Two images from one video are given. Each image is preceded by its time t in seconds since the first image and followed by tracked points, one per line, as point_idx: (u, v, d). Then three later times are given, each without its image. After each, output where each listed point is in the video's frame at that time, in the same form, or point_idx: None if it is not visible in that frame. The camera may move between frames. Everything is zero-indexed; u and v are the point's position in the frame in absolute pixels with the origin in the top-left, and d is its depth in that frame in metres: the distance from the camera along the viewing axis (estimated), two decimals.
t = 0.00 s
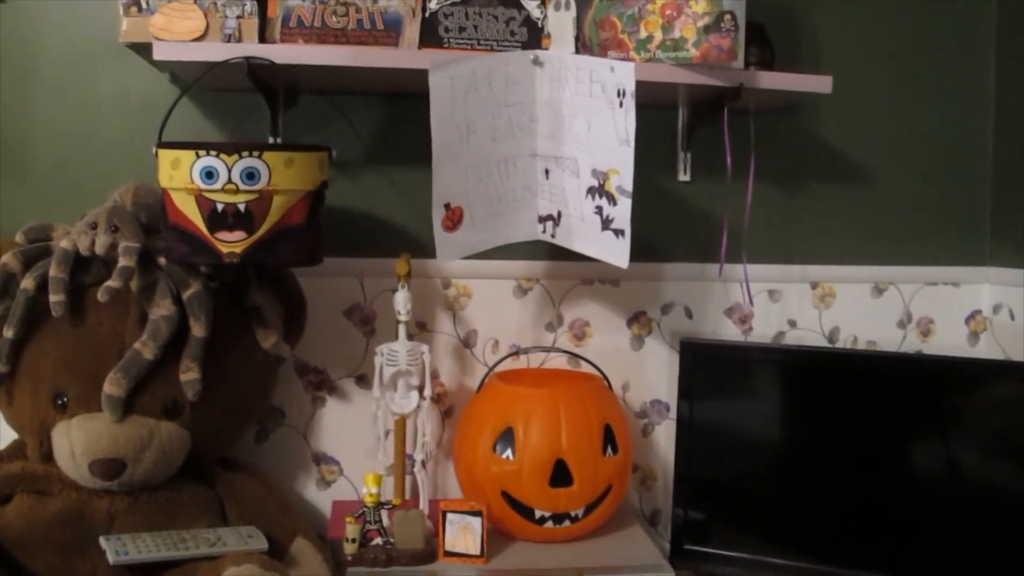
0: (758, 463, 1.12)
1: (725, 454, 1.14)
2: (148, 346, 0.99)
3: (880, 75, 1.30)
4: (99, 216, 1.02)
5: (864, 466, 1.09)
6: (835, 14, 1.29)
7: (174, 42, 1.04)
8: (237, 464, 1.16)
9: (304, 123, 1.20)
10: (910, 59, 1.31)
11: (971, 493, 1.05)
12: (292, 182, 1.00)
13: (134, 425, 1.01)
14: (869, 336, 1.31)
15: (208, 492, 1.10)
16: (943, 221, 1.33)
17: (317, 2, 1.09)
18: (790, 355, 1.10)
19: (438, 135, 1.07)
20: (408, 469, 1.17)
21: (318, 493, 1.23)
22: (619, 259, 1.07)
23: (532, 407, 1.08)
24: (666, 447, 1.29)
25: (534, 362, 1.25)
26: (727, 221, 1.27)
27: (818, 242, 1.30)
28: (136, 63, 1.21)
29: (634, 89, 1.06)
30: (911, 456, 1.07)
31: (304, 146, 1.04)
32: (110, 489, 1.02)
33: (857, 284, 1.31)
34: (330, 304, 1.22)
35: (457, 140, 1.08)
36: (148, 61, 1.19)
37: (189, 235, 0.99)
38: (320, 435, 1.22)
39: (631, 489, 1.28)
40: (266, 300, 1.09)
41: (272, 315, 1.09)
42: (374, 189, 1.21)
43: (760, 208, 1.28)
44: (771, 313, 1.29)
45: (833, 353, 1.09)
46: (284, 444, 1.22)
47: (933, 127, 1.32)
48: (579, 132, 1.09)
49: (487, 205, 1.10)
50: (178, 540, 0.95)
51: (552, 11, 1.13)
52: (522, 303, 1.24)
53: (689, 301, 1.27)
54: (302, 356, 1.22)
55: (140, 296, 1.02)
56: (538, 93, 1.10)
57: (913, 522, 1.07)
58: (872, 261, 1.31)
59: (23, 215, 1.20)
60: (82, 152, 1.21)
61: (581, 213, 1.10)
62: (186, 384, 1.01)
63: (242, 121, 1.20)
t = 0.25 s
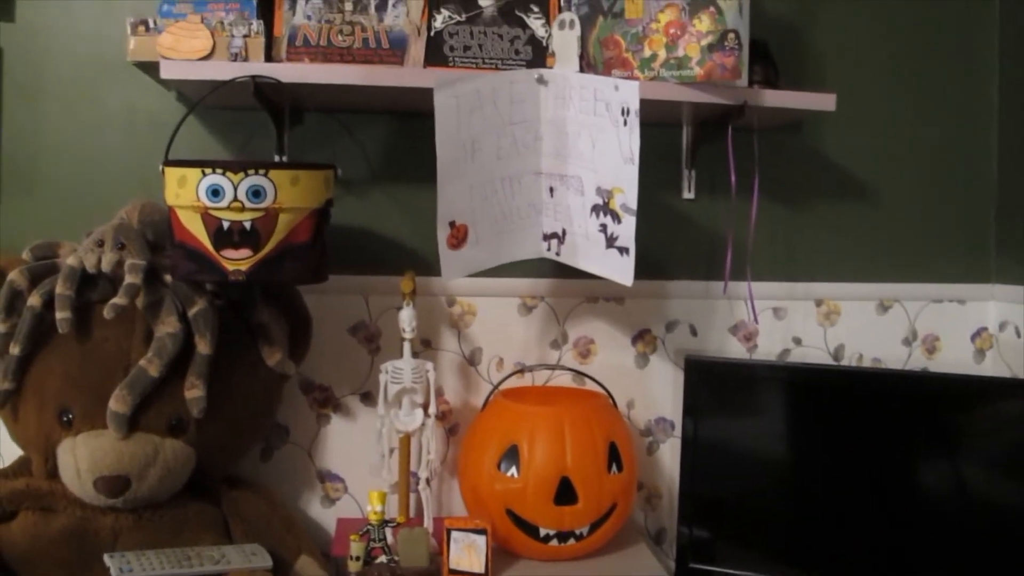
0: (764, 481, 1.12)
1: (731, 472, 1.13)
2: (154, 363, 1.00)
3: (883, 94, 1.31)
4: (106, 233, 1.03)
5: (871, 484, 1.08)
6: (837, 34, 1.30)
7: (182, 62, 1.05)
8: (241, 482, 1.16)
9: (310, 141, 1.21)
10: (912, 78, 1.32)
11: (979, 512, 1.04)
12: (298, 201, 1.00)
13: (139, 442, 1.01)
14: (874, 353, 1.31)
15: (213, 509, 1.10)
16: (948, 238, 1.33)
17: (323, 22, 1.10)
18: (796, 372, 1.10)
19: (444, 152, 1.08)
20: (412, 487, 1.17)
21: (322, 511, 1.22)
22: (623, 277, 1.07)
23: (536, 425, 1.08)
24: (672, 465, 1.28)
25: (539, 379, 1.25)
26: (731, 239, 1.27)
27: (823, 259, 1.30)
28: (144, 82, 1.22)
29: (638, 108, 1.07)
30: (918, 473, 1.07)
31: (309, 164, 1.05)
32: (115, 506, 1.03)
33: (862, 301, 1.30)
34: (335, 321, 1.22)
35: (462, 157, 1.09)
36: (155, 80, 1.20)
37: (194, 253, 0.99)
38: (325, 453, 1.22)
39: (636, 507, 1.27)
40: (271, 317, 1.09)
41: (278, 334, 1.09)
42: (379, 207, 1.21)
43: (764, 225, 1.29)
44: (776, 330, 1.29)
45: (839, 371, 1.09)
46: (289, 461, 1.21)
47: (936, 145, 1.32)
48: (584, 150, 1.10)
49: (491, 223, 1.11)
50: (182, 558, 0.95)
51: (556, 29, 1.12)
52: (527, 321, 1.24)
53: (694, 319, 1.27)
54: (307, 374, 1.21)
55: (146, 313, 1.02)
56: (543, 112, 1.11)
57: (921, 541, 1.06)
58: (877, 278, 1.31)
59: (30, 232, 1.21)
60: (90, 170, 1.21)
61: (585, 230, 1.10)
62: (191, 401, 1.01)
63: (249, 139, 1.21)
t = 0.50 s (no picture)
0: (770, 493, 1.12)
1: (736, 484, 1.14)
2: (160, 374, 1.00)
3: (888, 106, 1.31)
4: (113, 244, 1.03)
5: (879, 496, 1.08)
6: (843, 46, 1.30)
7: (189, 75, 1.05)
8: (247, 493, 1.16)
9: (316, 153, 1.21)
10: (917, 89, 1.32)
11: (991, 527, 1.03)
12: (305, 212, 1.01)
13: (146, 452, 1.01)
14: (881, 364, 1.30)
15: (218, 520, 1.10)
16: (955, 249, 1.33)
17: (329, 34, 1.10)
18: (802, 384, 1.10)
19: (450, 165, 1.08)
20: (418, 499, 1.17)
21: (328, 523, 1.22)
22: (630, 288, 1.08)
23: (542, 437, 1.08)
24: (678, 477, 1.28)
25: (545, 392, 1.25)
26: (737, 251, 1.27)
27: (829, 271, 1.30)
28: (152, 94, 1.22)
29: (643, 120, 1.08)
30: (926, 486, 1.06)
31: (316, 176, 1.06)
32: (121, 516, 1.03)
33: (869, 313, 1.30)
34: (340, 333, 1.22)
35: (468, 169, 1.09)
36: (163, 93, 1.20)
37: (201, 264, 1.00)
38: (330, 464, 1.22)
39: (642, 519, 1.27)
40: (276, 328, 1.11)
41: (283, 344, 1.11)
42: (385, 219, 1.22)
43: (770, 237, 1.29)
44: (782, 342, 1.29)
45: (845, 382, 1.09)
46: (295, 473, 1.21)
47: (942, 157, 1.32)
48: (589, 163, 1.11)
49: (497, 234, 1.11)
50: (189, 568, 0.96)
51: (562, 42, 1.13)
52: (533, 333, 1.24)
53: (699, 330, 1.27)
54: (313, 385, 1.22)
55: (153, 324, 1.03)
56: (548, 124, 1.11)
57: (932, 556, 1.05)
58: (883, 290, 1.31)
59: (38, 244, 1.22)
60: (97, 183, 1.22)
61: (591, 241, 1.11)
62: (197, 412, 1.02)
63: (256, 151, 1.22)
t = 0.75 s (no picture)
0: (780, 513, 1.11)
1: (745, 503, 1.13)
2: (169, 392, 1.00)
3: (895, 124, 1.31)
4: (123, 262, 1.04)
5: (888, 514, 1.07)
6: (849, 65, 1.30)
7: (199, 94, 1.06)
8: (254, 511, 1.16)
9: (325, 171, 1.22)
10: (924, 107, 1.32)
11: (996, 542, 1.04)
12: (313, 231, 1.02)
13: (154, 470, 1.01)
14: (890, 382, 1.30)
15: (225, 537, 1.10)
16: (963, 267, 1.32)
17: (338, 53, 1.11)
18: (811, 402, 1.09)
19: (459, 184, 1.10)
20: (425, 517, 1.16)
21: (335, 541, 1.22)
22: (637, 306, 1.08)
23: (550, 455, 1.07)
24: (686, 496, 1.27)
25: (552, 410, 1.25)
26: (744, 269, 1.27)
27: (837, 288, 1.30)
28: (162, 113, 1.23)
29: (651, 139, 1.09)
30: (935, 503, 1.06)
31: (324, 194, 1.06)
32: (129, 534, 1.03)
33: (877, 330, 1.30)
34: (348, 351, 1.22)
35: (474, 189, 1.10)
36: (173, 112, 1.21)
37: (209, 282, 1.00)
38: (338, 482, 1.22)
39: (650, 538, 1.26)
40: (284, 345, 1.11)
41: (291, 362, 1.10)
42: (393, 236, 1.22)
43: (778, 255, 1.29)
44: (790, 359, 1.28)
45: (854, 400, 1.09)
46: (302, 491, 1.21)
47: (949, 175, 1.32)
48: (597, 181, 1.11)
49: (505, 252, 1.11)
50: None
51: (570, 61, 1.13)
52: (541, 350, 1.24)
53: (707, 348, 1.27)
54: (320, 403, 1.22)
55: (162, 342, 1.03)
56: (556, 142, 1.11)
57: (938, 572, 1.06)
58: (892, 307, 1.31)
59: (48, 261, 1.22)
60: (107, 200, 1.23)
61: (598, 259, 1.11)
62: (205, 429, 1.02)
63: (265, 169, 1.22)
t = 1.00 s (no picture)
0: (786, 530, 1.11)
1: (751, 520, 1.12)
2: (175, 408, 1.00)
3: (901, 140, 1.32)
4: (131, 278, 1.03)
5: (897, 532, 1.07)
6: (854, 82, 1.31)
7: (207, 111, 1.07)
8: (261, 527, 1.16)
9: (332, 188, 1.22)
10: (930, 123, 1.32)
11: (1008, 561, 1.03)
12: (319, 247, 1.02)
13: (160, 486, 1.01)
14: (897, 399, 1.29)
15: (230, 554, 1.10)
16: (969, 283, 1.32)
17: (345, 71, 1.11)
18: (817, 418, 1.09)
19: (465, 201, 1.10)
20: (431, 534, 1.16)
21: (341, 558, 1.22)
22: (643, 323, 1.08)
23: (556, 471, 1.07)
24: (693, 513, 1.26)
25: (558, 426, 1.25)
26: (750, 285, 1.27)
27: (843, 304, 1.30)
28: (170, 130, 1.24)
29: (656, 155, 1.10)
30: (944, 520, 1.05)
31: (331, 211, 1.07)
32: (134, 550, 1.02)
33: (883, 346, 1.30)
34: (355, 367, 1.22)
35: (480, 207, 1.10)
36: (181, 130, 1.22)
37: (216, 298, 1.00)
38: (343, 498, 1.21)
39: (656, 555, 1.25)
40: (291, 362, 1.10)
41: (298, 378, 1.10)
42: (400, 253, 1.23)
43: (784, 271, 1.29)
44: (796, 376, 1.28)
45: (860, 416, 1.08)
46: (307, 507, 1.21)
47: (955, 191, 1.32)
48: (602, 199, 1.12)
49: (511, 269, 1.11)
50: None
51: (575, 78, 1.13)
52: (547, 367, 1.24)
53: (713, 364, 1.27)
54: (327, 419, 1.22)
55: (168, 358, 1.03)
56: (561, 160, 1.12)
57: None
58: (898, 324, 1.31)
59: (56, 277, 1.23)
60: (115, 217, 1.23)
61: (604, 276, 1.11)
62: (211, 445, 1.02)
63: (271, 186, 1.23)
